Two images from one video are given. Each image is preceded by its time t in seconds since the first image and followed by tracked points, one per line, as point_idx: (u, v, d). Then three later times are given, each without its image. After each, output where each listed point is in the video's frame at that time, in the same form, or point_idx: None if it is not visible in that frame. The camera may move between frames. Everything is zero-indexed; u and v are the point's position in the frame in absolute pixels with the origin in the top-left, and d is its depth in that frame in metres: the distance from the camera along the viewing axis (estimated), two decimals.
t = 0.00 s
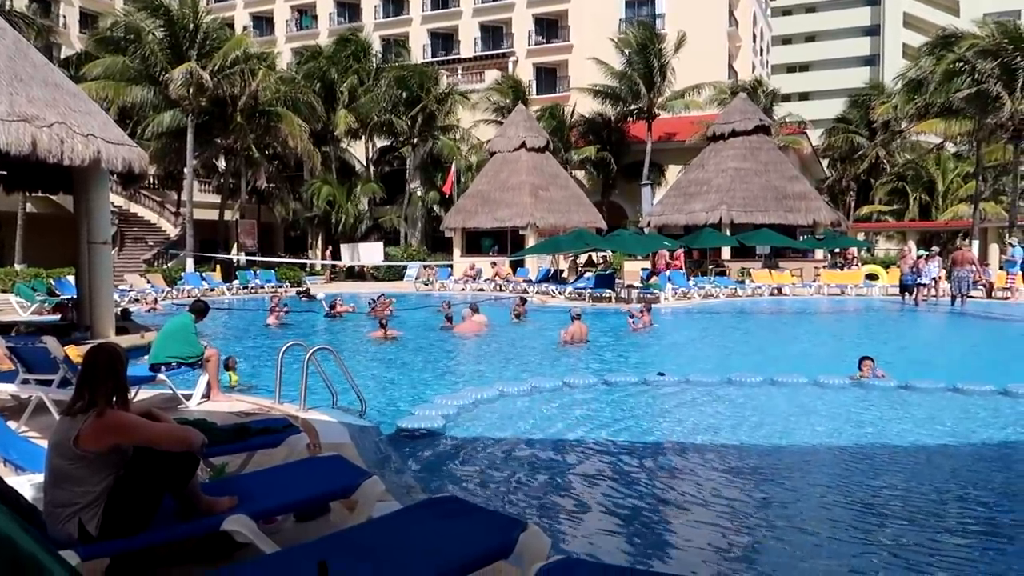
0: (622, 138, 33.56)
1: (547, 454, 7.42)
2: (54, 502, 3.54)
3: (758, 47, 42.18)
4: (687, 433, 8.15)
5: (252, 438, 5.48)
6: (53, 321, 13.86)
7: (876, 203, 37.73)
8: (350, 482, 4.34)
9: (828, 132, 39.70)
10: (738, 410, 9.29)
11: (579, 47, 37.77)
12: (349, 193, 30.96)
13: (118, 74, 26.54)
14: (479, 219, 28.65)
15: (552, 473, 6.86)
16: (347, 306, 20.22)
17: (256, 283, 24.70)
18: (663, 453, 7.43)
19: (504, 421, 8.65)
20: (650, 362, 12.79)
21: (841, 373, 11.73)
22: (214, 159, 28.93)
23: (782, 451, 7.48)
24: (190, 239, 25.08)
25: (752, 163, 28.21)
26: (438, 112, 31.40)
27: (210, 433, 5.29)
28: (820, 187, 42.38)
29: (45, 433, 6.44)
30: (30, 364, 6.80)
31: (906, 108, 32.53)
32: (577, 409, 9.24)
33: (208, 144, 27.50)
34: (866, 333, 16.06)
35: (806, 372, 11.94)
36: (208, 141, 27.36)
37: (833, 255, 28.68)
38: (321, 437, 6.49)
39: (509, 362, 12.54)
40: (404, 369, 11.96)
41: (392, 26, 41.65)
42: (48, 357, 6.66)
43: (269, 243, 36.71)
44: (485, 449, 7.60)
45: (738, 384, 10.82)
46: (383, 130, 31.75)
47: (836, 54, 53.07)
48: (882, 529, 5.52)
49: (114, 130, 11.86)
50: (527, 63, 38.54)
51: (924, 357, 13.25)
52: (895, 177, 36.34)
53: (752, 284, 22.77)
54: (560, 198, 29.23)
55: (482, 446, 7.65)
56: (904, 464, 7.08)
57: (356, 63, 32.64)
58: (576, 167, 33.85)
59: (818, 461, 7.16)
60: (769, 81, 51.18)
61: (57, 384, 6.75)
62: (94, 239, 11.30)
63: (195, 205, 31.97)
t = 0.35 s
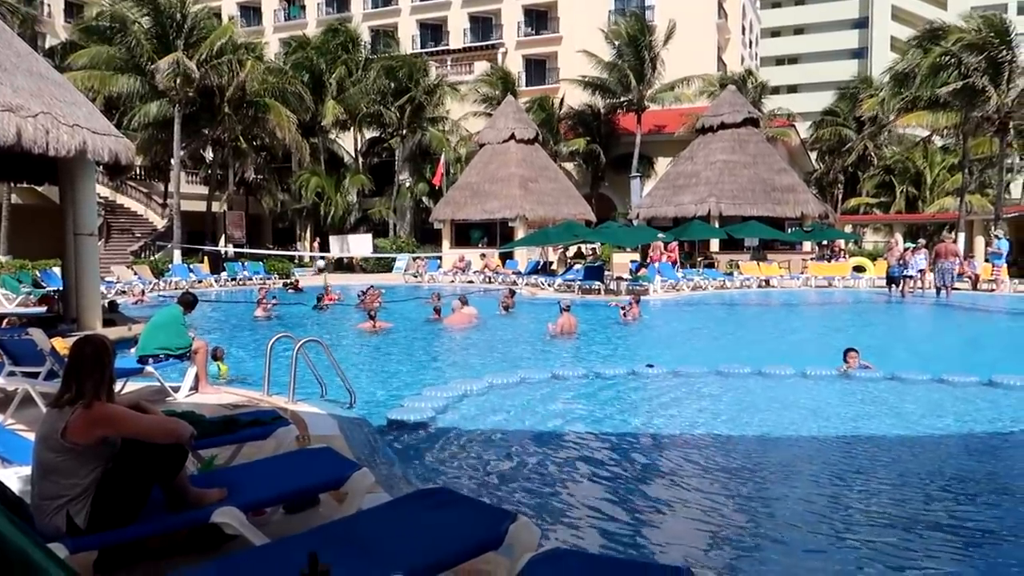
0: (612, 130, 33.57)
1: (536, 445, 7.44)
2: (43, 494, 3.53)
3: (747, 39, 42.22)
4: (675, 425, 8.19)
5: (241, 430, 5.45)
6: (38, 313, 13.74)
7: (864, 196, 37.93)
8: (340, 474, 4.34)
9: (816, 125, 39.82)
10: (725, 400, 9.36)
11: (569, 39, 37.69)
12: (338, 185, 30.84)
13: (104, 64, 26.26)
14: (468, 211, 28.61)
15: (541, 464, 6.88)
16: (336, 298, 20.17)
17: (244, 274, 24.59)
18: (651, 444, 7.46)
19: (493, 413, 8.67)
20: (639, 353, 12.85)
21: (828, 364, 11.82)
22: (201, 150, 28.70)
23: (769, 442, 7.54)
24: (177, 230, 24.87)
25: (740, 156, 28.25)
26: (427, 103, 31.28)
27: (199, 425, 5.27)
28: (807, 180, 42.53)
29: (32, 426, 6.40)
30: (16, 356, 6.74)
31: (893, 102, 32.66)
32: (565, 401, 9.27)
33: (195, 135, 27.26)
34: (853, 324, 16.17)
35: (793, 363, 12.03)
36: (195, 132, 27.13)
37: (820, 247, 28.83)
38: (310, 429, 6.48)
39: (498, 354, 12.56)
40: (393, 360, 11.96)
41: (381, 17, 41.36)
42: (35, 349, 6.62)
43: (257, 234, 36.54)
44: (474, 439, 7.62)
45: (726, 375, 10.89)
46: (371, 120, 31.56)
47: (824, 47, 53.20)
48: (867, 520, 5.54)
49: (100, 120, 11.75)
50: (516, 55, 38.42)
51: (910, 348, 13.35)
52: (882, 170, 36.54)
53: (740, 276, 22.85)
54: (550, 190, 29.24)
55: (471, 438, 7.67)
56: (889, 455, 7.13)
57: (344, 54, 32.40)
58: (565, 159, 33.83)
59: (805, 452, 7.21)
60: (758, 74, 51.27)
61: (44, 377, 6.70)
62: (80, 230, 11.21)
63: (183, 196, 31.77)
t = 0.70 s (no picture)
0: (600, 124, 33.58)
1: (525, 438, 7.46)
2: (29, 488, 3.52)
3: (735, 33, 42.27)
4: (663, 417, 8.24)
5: (230, 424, 5.42)
6: (23, 306, 13.61)
7: (850, 189, 38.16)
8: (329, 468, 4.34)
9: (804, 119, 39.94)
10: (713, 393, 9.42)
11: (558, 31, 37.63)
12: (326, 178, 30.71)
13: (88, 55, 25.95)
14: (456, 204, 28.58)
15: (530, 457, 6.89)
16: (325, 291, 20.10)
17: (231, 268, 24.45)
18: (639, 437, 7.48)
19: (483, 405, 8.70)
20: (626, 346, 12.90)
21: (814, 357, 11.91)
22: (187, 142, 28.44)
23: (755, 434, 7.59)
24: (163, 222, 24.61)
25: (729, 150, 28.30)
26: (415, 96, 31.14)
27: (187, 419, 5.24)
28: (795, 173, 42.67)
29: (18, 420, 6.36)
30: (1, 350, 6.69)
31: (880, 96, 32.77)
32: (553, 393, 9.31)
33: (182, 127, 26.94)
34: (839, 318, 16.28)
35: (780, 355, 12.11)
36: (182, 125, 26.81)
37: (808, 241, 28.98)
38: (299, 423, 6.48)
39: (487, 347, 12.57)
40: (382, 353, 11.96)
41: (369, 8, 41.09)
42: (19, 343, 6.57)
43: (245, 227, 36.33)
44: (463, 432, 7.63)
45: (713, 368, 10.96)
46: (359, 113, 31.41)
47: (812, 41, 53.38)
48: (852, 513, 5.59)
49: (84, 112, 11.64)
50: (505, 48, 38.31)
51: (895, 341, 13.46)
52: (869, 164, 36.78)
53: (728, 269, 22.94)
54: (538, 183, 29.25)
55: (461, 431, 7.69)
56: (874, 447, 7.21)
57: (331, 46, 32.19)
58: (554, 152, 33.83)
59: (793, 444, 7.27)
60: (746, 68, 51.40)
61: (29, 370, 6.65)
62: (65, 223, 11.10)
63: (169, 188, 31.53)
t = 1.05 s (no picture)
0: (589, 117, 33.57)
1: (514, 432, 7.46)
2: (15, 483, 3.49)
3: (723, 27, 42.35)
4: (651, 410, 8.26)
5: (218, 416, 5.38)
6: (7, 300, 13.48)
7: (837, 184, 38.37)
8: (317, 461, 4.31)
9: (792, 113, 40.09)
10: (701, 386, 9.45)
11: (546, 25, 37.57)
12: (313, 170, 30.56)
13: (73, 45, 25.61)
14: (444, 197, 28.53)
15: (518, 450, 6.89)
16: (313, 284, 20.02)
17: (218, 261, 24.29)
18: (627, 431, 7.47)
19: (471, 399, 8.69)
20: (614, 340, 12.92)
21: (801, 351, 11.97)
22: (173, 134, 28.17)
23: (743, 427, 7.64)
24: (149, 215, 24.29)
25: (717, 144, 28.36)
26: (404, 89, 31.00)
27: (174, 412, 5.20)
28: (782, 167, 42.84)
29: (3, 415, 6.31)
30: None
31: (867, 91, 32.95)
32: (542, 387, 9.32)
33: (167, 119, 26.69)
34: (826, 311, 16.37)
35: (767, 349, 12.17)
36: (167, 117, 26.55)
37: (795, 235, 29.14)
38: (287, 416, 6.45)
39: (476, 341, 12.55)
40: (370, 347, 11.92)
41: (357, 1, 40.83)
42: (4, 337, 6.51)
43: (231, 220, 36.11)
44: (452, 426, 7.62)
45: (701, 361, 11.00)
46: (346, 105, 31.25)
47: (799, 36, 53.58)
48: (839, 505, 5.64)
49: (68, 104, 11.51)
50: (493, 41, 38.22)
51: (881, 335, 13.54)
52: (856, 159, 37.01)
53: (716, 263, 23.03)
54: (527, 177, 29.24)
55: (450, 425, 7.68)
56: (859, 439, 7.27)
57: (318, 39, 31.99)
58: (542, 145, 33.82)
59: (780, 437, 7.31)
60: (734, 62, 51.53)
61: (14, 365, 6.59)
62: (50, 216, 10.99)
63: (155, 181, 31.26)
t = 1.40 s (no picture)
0: (579, 115, 33.60)
1: (504, 429, 7.47)
2: (4, 481, 3.48)
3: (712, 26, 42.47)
4: (640, 408, 8.28)
5: (207, 414, 5.34)
6: None
7: (825, 182, 38.60)
8: (307, 459, 4.30)
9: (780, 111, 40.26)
10: (689, 383, 9.48)
11: (536, 22, 37.56)
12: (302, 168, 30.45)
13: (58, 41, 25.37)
14: (433, 195, 28.49)
15: (508, 448, 6.89)
16: (301, 282, 19.96)
17: (207, 258, 24.15)
18: (616, 429, 7.48)
19: (461, 397, 8.68)
20: (603, 337, 12.95)
21: (789, 348, 12.02)
22: (161, 131, 27.94)
23: (732, 424, 7.67)
24: (136, 213, 23.98)
25: (706, 142, 28.44)
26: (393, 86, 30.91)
27: (163, 410, 5.17)
28: (770, 166, 43.03)
29: None
30: None
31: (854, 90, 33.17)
32: (531, 384, 9.33)
33: (155, 115, 26.51)
34: (813, 309, 16.46)
35: (755, 346, 12.23)
36: (155, 113, 26.36)
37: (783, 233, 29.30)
38: (277, 414, 6.43)
39: (465, 338, 12.55)
40: (358, 345, 11.88)
41: None
42: None
43: (219, 217, 35.92)
44: (442, 425, 7.60)
45: (690, 359, 11.04)
46: (335, 102, 31.15)
47: (787, 34, 53.82)
48: (829, 500, 5.68)
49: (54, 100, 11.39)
50: (483, 38, 38.17)
51: (868, 332, 13.63)
52: (843, 157, 37.23)
53: (704, 261, 23.13)
54: (516, 174, 29.24)
55: (440, 422, 7.66)
56: (848, 436, 7.32)
57: (306, 35, 31.86)
58: (532, 143, 33.85)
59: (769, 433, 7.36)
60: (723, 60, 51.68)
61: None
62: (35, 213, 10.89)
63: (142, 178, 31.04)
